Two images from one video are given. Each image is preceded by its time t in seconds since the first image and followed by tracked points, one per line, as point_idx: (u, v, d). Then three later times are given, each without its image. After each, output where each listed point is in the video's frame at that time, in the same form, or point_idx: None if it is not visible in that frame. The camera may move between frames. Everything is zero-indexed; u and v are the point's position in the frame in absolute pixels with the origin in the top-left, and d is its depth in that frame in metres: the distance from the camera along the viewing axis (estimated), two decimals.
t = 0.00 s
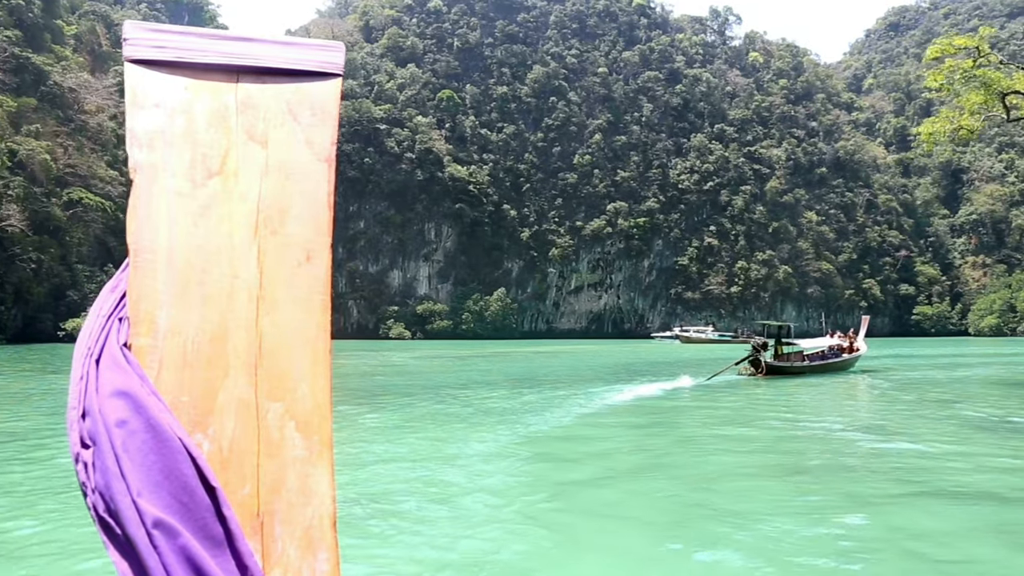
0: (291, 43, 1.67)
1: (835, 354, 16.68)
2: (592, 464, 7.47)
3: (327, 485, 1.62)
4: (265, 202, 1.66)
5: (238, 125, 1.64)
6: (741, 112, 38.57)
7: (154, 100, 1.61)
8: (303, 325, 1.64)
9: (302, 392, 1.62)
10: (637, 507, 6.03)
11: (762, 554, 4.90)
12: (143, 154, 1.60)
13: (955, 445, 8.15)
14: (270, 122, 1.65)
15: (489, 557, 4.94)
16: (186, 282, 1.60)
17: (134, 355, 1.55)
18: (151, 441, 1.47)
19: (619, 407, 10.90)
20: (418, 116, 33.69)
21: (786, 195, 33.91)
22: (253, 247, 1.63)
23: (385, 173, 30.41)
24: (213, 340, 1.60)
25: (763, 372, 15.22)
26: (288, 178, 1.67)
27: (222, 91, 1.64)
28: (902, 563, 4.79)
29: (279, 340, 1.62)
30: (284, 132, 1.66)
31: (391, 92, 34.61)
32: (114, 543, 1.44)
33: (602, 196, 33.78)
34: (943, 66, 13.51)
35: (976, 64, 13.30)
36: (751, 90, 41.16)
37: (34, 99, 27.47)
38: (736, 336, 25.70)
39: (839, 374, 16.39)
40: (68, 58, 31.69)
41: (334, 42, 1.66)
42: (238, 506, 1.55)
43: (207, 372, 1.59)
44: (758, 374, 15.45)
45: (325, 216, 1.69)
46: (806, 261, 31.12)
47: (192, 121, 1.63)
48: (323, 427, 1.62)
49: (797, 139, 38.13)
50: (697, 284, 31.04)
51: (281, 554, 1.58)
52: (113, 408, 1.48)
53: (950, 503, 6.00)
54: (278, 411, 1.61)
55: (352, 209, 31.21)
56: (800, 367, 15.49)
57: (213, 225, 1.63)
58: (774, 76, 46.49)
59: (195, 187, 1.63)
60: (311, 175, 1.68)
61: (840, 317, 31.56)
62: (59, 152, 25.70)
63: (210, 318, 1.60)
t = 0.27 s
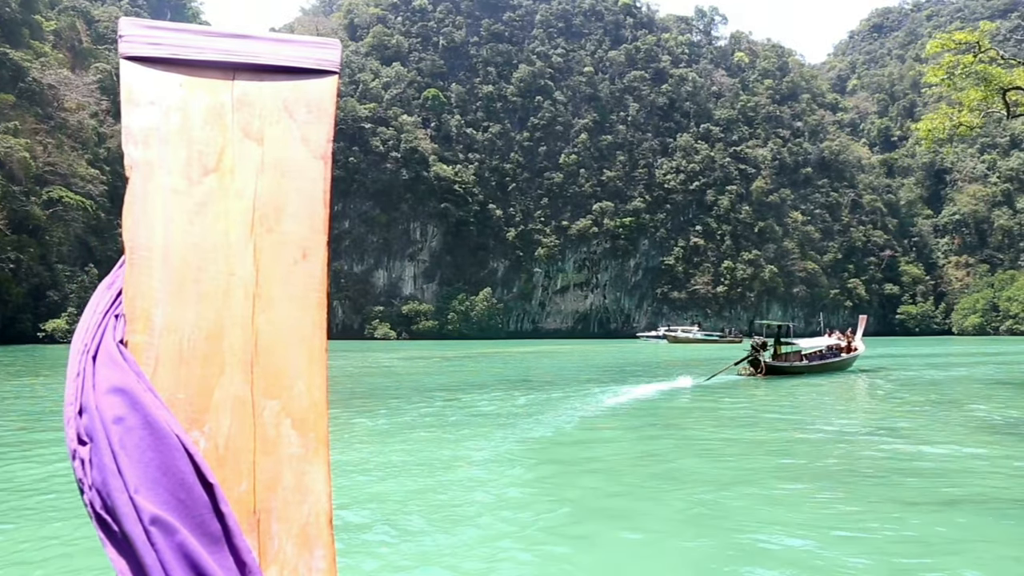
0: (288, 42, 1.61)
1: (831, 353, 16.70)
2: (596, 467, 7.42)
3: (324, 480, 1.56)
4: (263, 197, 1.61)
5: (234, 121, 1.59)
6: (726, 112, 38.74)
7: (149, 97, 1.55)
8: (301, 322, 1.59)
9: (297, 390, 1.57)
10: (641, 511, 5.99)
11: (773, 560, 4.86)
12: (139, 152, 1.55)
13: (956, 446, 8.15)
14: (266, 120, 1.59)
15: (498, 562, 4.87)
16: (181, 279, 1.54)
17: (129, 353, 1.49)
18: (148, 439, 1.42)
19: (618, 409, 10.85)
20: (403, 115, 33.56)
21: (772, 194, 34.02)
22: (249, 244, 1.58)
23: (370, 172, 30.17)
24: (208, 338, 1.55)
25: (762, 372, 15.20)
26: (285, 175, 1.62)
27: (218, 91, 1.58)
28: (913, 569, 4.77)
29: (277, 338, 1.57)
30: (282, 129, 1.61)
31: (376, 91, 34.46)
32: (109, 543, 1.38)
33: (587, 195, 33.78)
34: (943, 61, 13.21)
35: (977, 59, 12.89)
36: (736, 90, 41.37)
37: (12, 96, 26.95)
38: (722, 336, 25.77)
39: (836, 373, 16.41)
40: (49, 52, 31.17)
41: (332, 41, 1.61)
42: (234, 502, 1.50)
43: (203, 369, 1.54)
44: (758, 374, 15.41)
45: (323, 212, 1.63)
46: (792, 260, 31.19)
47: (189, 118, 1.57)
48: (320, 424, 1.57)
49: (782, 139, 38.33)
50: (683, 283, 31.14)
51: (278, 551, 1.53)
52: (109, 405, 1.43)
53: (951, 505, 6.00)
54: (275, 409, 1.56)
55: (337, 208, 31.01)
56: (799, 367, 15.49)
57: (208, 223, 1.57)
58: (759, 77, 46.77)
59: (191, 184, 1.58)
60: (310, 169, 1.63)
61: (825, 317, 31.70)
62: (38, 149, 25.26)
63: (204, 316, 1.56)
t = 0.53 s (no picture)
0: (279, 40, 1.70)
1: (831, 353, 16.75)
2: (592, 469, 7.46)
3: (317, 482, 1.65)
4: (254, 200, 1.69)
5: (229, 122, 1.67)
6: (711, 112, 38.85)
7: (143, 97, 1.65)
8: (292, 324, 1.67)
9: (291, 389, 1.65)
10: (636, 512, 6.05)
11: (766, 562, 4.94)
12: (132, 152, 1.64)
13: (944, 447, 8.27)
14: (259, 120, 1.68)
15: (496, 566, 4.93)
16: (176, 281, 1.63)
17: (125, 354, 1.58)
18: (144, 441, 1.49)
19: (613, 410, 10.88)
20: (387, 113, 33.35)
21: (756, 194, 34.10)
22: (242, 246, 1.67)
23: (353, 171, 29.79)
24: (203, 339, 1.63)
25: (762, 372, 15.23)
26: (277, 179, 1.70)
27: (211, 89, 1.67)
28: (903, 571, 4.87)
29: (269, 340, 1.65)
30: (274, 132, 1.69)
31: (359, 89, 34.19)
32: (104, 546, 1.47)
33: (572, 195, 33.72)
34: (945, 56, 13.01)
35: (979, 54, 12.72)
36: (720, 90, 41.54)
37: None
38: (708, 337, 25.81)
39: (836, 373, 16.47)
40: (25, 45, 30.54)
41: (323, 38, 1.69)
42: (230, 504, 1.58)
43: (197, 370, 1.62)
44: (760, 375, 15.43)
45: (313, 219, 1.71)
46: (777, 261, 31.14)
47: (182, 120, 1.66)
48: (313, 425, 1.65)
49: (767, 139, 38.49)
50: (668, 283, 31.22)
51: (273, 553, 1.61)
52: (105, 407, 1.50)
53: (940, 506, 6.09)
54: (267, 411, 1.64)
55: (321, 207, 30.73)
56: (798, 366, 15.56)
57: (203, 225, 1.66)
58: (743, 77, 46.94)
59: (185, 185, 1.66)
60: (299, 175, 1.70)
61: (809, 317, 31.79)
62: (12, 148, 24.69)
63: (199, 318, 1.64)
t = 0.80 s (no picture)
0: (269, 40, 1.55)
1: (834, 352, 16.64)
2: (596, 474, 7.33)
3: (310, 484, 1.50)
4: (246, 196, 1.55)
5: (218, 121, 1.53)
6: (697, 112, 38.95)
7: (128, 98, 1.50)
8: (286, 322, 1.53)
9: (282, 390, 1.51)
10: (642, 517, 5.94)
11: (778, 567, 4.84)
12: (119, 152, 1.49)
13: (948, 448, 8.22)
14: (250, 118, 1.53)
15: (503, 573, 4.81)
16: (162, 282, 1.49)
17: (108, 356, 1.43)
18: (128, 444, 1.36)
19: (612, 413, 10.76)
20: (371, 112, 33.09)
21: (742, 195, 34.13)
22: (232, 245, 1.52)
23: (337, 169, 29.48)
24: (191, 340, 1.49)
25: (766, 372, 15.10)
26: (270, 175, 1.56)
27: (200, 88, 1.53)
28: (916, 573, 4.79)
29: (260, 339, 1.51)
30: (265, 128, 1.55)
31: (344, 87, 33.91)
32: (89, 552, 1.34)
33: (558, 195, 33.61)
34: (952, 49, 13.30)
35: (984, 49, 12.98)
36: (706, 91, 41.62)
37: None
38: (696, 336, 25.78)
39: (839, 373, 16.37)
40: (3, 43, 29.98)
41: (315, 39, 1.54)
42: (218, 507, 1.44)
43: (185, 372, 1.48)
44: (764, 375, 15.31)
45: (308, 211, 1.57)
46: (762, 261, 31.27)
47: (170, 117, 1.52)
48: (306, 426, 1.51)
49: (753, 140, 38.61)
50: (654, 284, 31.22)
51: (264, 554, 1.46)
52: (88, 410, 1.37)
53: (950, 509, 6.02)
54: (260, 411, 1.50)
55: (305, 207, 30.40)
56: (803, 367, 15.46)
57: (191, 223, 1.52)
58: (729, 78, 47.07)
59: (174, 183, 1.52)
60: (295, 169, 1.57)
61: (795, 317, 31.89)
62: None
63: (187, 318, 1.50)
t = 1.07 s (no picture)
0: (272, 39, 1.56)
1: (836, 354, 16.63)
2: (597, 479, 7.33)
3: (313, 486, 1.50)
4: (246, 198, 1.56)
5: (219, 121, 1.54)
6: (687, 113, 39.00)
7: (130, 97, 1.51)
8: (287, 323, 1.54)
9: (286, 391, 1.51)
10: (641, 525, 5.95)
11: None
12: (120, 153, 1.50)
13: (944, 452, 8.26)
14: (250, 119, 1.54)
15: None
16: (165, 282, 1.49)
17: (111, 357, 1.44)
18: (133, 444, 1.37)
19: (612, 416, 10.74)
20: (360, 111, 32.91)
21: (730, 195, 34.12)
22: (233, 247, 1.53)
23: (325, 169, 29.28)
24: (193, 341, 1.50)
25: (769, 374, 15.06)
26: (272, 176, 1.56)
27: (201, 89, 1.53)
28: None
29: (262, 340, 1.52)
30: (266, 126, 1.55)
31: (331, 86, 33.70)
32: (94, 553, 1.35)
33: (547, 195, 33.53)
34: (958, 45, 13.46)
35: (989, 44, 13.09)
36: (695, 92, 41.67)
37: None
38: (684, 338, 25.74)
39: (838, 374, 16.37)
40: None
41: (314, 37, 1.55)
42: (223, 509, 1.45)
43: (187, 373, 1.49)
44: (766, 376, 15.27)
45: (309, 213, 1.58)
46: (751, 262, 31.32)
47: (170, 117, 1.53)
48: (310, 427, 1.51)
49: (742, 141, 38.69)
50: (643, 284, 31.22)
51: (267, 556, 1.47)
52: (91, 412, 1.37)
53: (949, 514, 6.06)
54: (262, 413, 1.50)
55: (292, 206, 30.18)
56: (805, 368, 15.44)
57: (191, 223, 1.52)
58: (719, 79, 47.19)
59: (175, 183, 1.53)
60: (295, 170, 1.57)
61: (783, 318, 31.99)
62: None
63: (189, 320, 1.50)
